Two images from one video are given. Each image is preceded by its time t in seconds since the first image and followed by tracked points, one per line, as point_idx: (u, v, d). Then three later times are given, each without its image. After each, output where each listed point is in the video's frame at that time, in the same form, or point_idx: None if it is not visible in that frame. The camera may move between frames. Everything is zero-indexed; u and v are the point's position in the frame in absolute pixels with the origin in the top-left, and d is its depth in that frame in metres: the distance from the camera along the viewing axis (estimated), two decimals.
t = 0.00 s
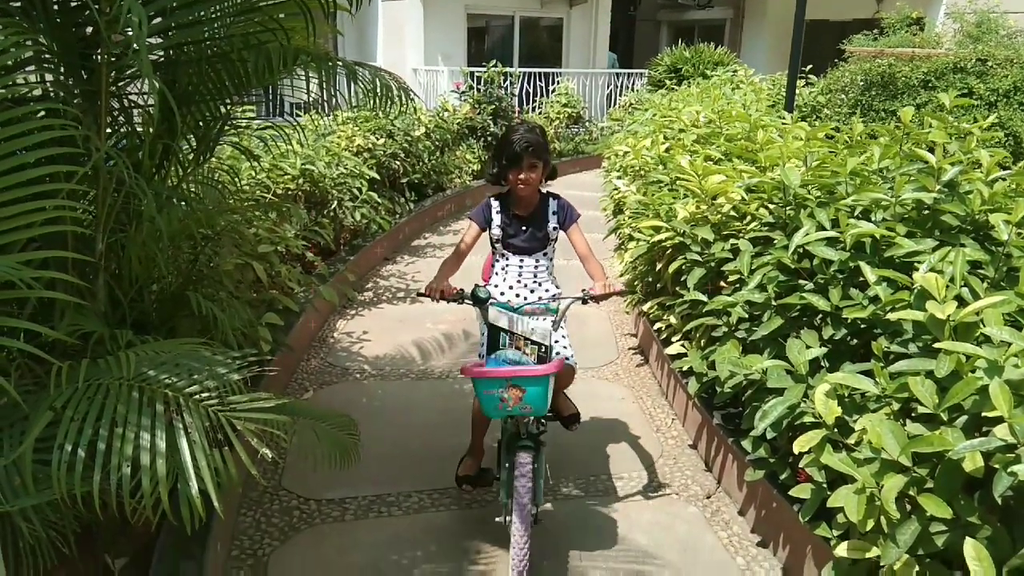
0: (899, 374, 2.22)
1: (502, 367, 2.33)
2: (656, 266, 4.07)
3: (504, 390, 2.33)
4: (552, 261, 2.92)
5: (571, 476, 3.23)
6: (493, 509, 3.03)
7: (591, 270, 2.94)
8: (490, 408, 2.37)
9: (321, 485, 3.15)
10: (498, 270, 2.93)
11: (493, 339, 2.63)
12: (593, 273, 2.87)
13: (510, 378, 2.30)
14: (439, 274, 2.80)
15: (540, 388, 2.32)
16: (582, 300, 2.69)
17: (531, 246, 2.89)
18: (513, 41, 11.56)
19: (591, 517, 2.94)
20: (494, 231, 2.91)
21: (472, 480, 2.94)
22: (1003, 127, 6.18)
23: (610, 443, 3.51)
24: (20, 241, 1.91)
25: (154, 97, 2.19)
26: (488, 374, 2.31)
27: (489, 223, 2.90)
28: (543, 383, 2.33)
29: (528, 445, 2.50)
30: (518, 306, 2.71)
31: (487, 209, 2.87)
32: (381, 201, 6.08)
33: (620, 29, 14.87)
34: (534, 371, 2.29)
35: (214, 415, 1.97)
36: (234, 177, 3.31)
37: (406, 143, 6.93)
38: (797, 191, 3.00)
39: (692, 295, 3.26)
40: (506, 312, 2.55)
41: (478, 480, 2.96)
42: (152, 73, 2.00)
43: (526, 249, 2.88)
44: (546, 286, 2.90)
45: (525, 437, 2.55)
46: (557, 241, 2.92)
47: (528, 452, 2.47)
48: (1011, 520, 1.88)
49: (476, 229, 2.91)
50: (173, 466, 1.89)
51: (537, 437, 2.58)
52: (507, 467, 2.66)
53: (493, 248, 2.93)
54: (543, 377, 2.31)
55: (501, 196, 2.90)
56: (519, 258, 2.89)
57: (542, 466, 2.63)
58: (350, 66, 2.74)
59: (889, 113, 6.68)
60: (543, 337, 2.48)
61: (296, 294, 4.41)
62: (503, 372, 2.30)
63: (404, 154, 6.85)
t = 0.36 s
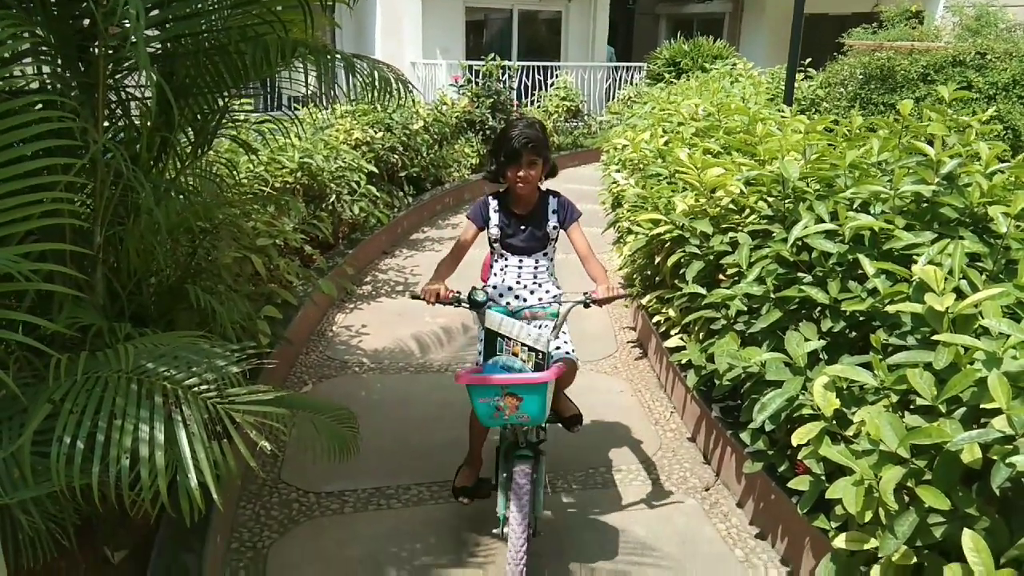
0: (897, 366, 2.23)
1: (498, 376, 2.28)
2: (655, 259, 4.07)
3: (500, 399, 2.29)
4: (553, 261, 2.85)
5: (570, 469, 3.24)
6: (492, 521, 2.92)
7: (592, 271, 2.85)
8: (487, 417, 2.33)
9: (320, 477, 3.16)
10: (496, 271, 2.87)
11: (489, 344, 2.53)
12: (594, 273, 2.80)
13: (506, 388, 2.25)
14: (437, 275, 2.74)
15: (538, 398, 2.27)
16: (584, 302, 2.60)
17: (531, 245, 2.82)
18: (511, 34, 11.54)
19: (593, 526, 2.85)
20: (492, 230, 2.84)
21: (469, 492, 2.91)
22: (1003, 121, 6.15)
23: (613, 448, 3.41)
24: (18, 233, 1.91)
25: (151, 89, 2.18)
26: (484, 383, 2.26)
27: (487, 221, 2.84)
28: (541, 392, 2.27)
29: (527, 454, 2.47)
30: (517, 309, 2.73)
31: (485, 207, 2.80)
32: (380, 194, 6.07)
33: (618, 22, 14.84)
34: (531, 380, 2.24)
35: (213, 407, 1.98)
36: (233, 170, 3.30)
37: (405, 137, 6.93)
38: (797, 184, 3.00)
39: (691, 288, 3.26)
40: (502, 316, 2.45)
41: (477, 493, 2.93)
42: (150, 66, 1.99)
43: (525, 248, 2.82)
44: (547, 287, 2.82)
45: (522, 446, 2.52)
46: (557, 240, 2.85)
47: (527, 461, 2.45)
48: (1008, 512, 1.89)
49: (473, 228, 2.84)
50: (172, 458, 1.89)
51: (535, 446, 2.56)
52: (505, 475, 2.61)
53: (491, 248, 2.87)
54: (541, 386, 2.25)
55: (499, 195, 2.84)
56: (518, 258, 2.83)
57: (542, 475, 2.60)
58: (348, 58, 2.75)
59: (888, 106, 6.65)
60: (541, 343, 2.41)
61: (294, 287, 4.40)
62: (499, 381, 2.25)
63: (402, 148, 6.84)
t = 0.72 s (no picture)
0: (898, 355, 2.23)
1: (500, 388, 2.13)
2: (656, 249, 4.06)
3: (501, 413, 2.14)
4: (557, 263, 2.73)
5: (571, 458, 3.24)
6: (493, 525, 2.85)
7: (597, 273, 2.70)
8: (486, 433, 2.16)
9: (322, 467, 3.17)
10: (498, 273, 2.76)
11: (489, 356, 2.32)
12: (600, 276, 2.67)
13: (509, 400, 2.11)
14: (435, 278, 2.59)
15: (542, 411, 2.13)
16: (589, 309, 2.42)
17: (534, 246, 2.70)
18: (512, 24, 11.51)
19: (599, 541, 2.71)
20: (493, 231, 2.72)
21: (469, 507, 2.68)
22: (1005, 109, 6.11)
23: (620, 457, 3.27)
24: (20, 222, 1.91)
25: (151, 78, 2.18)
26: (485, 397, 2.10)
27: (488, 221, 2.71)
28: (545, 405, 2.14)
29: (530, 473, 2.28)
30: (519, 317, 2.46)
31: (485, 207, 2.68)
32: (380, 185, 6.07)
33: (620, 12, 14.79)
34: (536, 392, 2.10)
35: (214, 396, 1.98)
36: (233, 161, 3.30)
37: (405, 127, 6.92)
38: (798, 173, 3.00)
39: (692, 277, 3.26)
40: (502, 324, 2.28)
41: (476, 509, 2.70)
42: (150, 55, 1.99)
43: (528, 250, 2.70)
44: (551, 290, 2.71)
45: (524, 463, 2.37)
46: (562, 240, 2.72)
47: (529, 479, 2.27)
48: (1009, 499, 1.89)
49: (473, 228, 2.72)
50: (174, 447, 1.90)
51: (537, 462, 2.42)
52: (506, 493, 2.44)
53: (493, 249, 2.75)
54: (546, 400, 2.12)
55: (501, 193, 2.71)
56: (521, 260, 2.71)
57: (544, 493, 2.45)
58: (349, 47, 2.73)
59: (890, 96, 6.63)
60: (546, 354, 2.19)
61: (296, 278, 4.41)
62: (501, 393, 2.10)
63: (403, 138, 6.83)
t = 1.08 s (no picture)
0: (898, 347, 2.23)
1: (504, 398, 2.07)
2: (656, 242, 4.06)
3: (505, 424, 2.08)
4: (559, 265, 2.64)
5: (571, 451, 3.25)
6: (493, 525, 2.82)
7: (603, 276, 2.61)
8: (489, 444, 2.10)
9: (323, 459, 3.18)
10: (498, 276, 2.67)
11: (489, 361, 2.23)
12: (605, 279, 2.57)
13: (513, 411, 2.05)
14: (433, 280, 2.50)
15: (548, 421, 2.06)
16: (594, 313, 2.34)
17: (536, 248, 2.61)
18: (512, 17, 11.50)
19: (603, 554, 2.62)
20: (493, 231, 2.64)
21: (468, 516, 2.60)
22: (1006, 102, 6.09)
23: (623, 463, 3.16)
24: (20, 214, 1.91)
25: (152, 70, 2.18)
26: (489, 407, 2.05)
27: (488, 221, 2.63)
28: (550, 416, 2.07)
29: (531, 484, 2.22)
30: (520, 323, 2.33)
31: (485, 206, 2.60)
32: (381, 178, 6.07)
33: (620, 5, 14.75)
34: (541, 403, 2.03)
35: (215, 387, 1.99)
36: (233, 153, 3.29)
37: (406, 120, 6.91)
38: (799, 165, 3.00)
39: (693, 270, 3.26)
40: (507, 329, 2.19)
41: (474, 518, 2.62)
42: (150, 47, 1.99)
43: (529, 252, 2.61)
44: (553, 294, 2.61)
45: (525, 475, 2.28)
46: (565, 242, 2.62)
47: (530, 493, 2.20)
48: (1008, 491, 1.89)
49: (472, 229, 2.64)
50: (175, 438, 1.90)
51: (539, 474, 2.32)
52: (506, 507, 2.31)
53: (493, 250, 2.66)
54: (552, 411, 2.06)
55: (502, 194, 2.63)
56: (522, 262, 2.62)
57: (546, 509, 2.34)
58: (349, 39, 2.71)
59: (891, 89, 6.61)
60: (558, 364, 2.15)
61: (296, 271, 4.41)
62: (505, 404, 2.04)
63: (404, 131, 6.83)
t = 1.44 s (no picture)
0: (895, 335, 2.23)
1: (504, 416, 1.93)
2: (654, 231, 4.06)
3: (506, 443, 1.93)
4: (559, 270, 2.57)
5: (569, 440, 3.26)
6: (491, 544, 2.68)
7: (606, 282, 2.52)
8: (489, 465, 1.96)
9: (322, 448, 3.19)
10: (494, 281, 2.58)
11: (490, 374, 2.09)
12: (607, 285, 2.50)
13: (513, 429, 1.90)
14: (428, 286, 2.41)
15: (551, 441, 1.91)
16: (598, 324, 2.22)
17: (535, 253, 2.53)
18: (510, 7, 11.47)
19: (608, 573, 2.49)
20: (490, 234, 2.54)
21: (464, 530, 2.60)
22: (1005, 92, 6.07)
23: (625, 473, 3.03)
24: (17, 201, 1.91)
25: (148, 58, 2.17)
26: (487, 426, 1.90)
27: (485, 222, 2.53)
28: (554, 436, 1.92)
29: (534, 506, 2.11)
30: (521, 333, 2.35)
31: (482, 208, 2.50)
32: (378, 168, 6.06)
33: None
34: (542, 421, 1.88)
35: (213, 374, 1.99)
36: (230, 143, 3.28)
37: (403, 110, 6.90)
38: (796, 154, 3.00)
39: (690, 259, 3.26)
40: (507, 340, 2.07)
41: (471, 531, 2.62)
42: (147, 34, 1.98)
43: (528, 257, 2.53)
44: (552, 300, 2.55)
45: (526, 494, 2.17)
46: (565, 245, 2.55)
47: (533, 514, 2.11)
48: (1002, 477, 1.90)
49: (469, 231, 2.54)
50: (173, 425, 1.91)
51: (541, 493, 2.21)
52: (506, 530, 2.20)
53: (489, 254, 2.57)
54: (556, 429, 1.90)
55: (501, 194, 2.53)
56: (520, 268, 2.54)
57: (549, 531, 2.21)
58: (346, 27, 2.70)
59: (890, 78, 6.60)
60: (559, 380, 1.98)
61: (294, 260, 4.40)
62: (504, 423, 1.89)
63: (401, 121, 6.82)
